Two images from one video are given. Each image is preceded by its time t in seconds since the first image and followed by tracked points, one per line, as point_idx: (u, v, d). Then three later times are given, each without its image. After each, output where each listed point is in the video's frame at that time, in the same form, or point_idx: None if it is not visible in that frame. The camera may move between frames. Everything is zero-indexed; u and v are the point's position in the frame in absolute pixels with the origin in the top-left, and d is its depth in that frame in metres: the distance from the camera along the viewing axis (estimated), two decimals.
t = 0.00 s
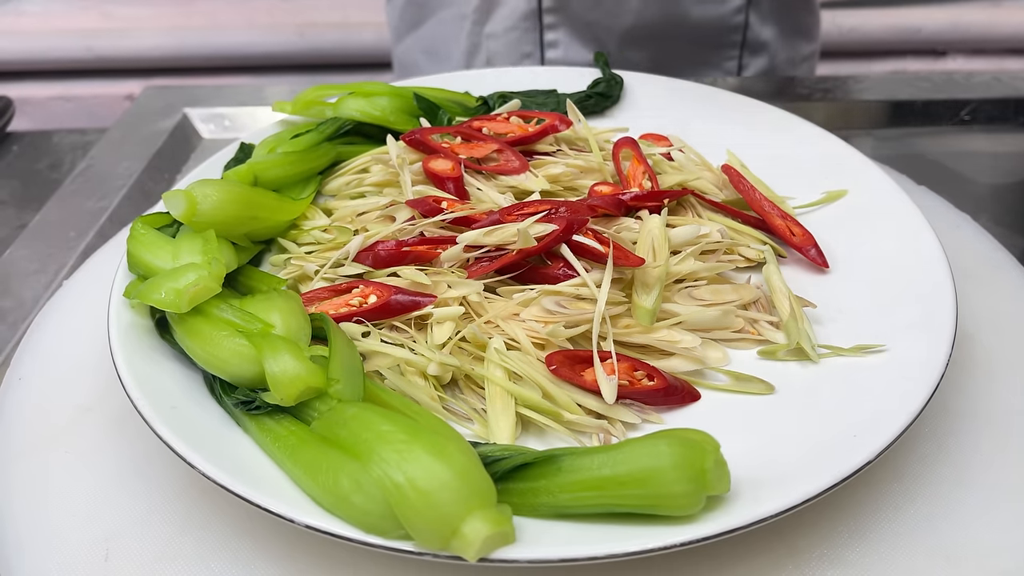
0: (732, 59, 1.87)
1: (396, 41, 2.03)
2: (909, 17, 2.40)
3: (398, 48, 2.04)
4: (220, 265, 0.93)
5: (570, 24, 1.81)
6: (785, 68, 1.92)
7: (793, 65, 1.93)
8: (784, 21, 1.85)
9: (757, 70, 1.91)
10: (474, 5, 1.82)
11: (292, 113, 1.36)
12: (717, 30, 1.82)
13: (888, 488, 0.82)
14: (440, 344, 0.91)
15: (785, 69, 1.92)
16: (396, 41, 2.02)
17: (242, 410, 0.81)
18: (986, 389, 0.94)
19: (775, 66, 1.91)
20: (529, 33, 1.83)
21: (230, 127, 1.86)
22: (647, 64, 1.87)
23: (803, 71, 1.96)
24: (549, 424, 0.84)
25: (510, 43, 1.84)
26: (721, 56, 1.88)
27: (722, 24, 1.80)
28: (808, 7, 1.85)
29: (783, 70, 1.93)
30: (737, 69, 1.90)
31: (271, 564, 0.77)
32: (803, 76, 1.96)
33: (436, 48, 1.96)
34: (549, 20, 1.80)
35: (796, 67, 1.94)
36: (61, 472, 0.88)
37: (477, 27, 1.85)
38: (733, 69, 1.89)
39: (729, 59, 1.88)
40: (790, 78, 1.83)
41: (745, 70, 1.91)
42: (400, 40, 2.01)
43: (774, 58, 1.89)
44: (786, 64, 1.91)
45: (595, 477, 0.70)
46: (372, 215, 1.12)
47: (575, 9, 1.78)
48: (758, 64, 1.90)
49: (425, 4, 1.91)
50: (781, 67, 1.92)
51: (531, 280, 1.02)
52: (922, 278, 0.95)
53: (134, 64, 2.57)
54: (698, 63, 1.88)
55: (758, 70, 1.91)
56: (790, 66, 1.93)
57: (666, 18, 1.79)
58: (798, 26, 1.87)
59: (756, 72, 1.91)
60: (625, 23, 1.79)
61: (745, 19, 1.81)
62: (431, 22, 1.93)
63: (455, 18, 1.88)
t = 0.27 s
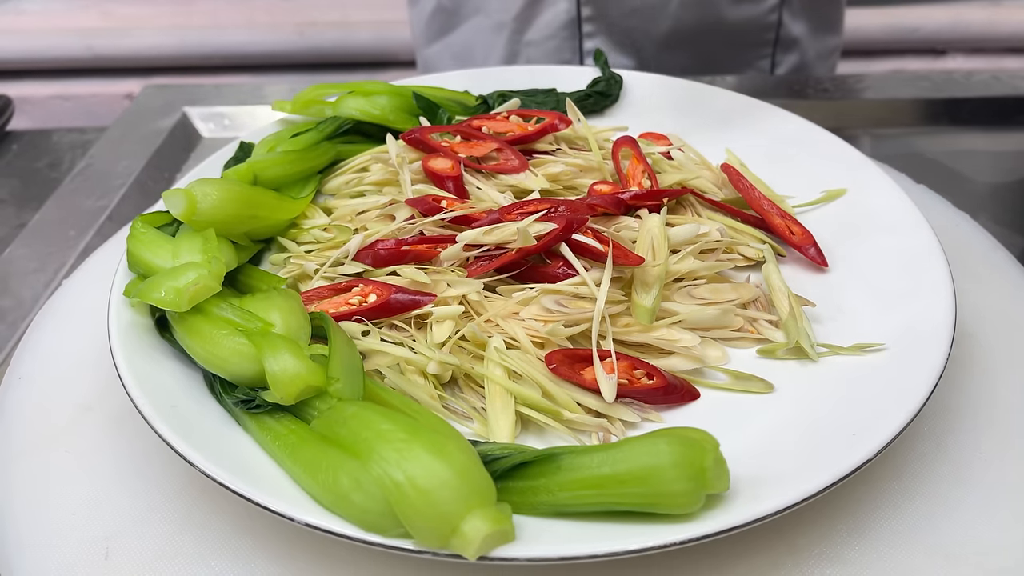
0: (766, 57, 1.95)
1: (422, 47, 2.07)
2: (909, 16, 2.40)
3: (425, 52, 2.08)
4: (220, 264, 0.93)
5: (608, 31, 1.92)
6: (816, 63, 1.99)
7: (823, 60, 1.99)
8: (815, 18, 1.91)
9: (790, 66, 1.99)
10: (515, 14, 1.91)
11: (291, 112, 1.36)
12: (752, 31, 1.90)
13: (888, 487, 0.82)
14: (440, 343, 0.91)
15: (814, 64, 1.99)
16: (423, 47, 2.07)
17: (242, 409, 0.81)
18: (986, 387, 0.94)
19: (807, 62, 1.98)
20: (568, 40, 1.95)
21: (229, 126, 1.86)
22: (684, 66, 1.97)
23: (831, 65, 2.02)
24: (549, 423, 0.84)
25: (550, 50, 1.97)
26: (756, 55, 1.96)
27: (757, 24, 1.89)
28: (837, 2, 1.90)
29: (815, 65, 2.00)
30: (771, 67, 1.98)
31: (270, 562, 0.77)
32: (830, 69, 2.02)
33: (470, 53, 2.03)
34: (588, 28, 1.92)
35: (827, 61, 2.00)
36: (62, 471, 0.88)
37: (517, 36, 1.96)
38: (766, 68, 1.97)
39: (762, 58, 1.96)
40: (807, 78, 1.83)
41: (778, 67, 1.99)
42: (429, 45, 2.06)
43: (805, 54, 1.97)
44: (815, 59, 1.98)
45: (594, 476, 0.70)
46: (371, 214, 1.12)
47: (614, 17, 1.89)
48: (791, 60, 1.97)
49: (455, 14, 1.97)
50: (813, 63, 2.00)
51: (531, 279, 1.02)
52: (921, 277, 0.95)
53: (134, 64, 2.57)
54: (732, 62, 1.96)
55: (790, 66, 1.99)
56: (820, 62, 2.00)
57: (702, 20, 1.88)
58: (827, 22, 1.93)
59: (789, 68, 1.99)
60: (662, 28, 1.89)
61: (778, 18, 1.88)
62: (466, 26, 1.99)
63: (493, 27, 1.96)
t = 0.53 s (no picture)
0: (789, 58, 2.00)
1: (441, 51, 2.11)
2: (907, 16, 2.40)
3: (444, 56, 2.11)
4: (218, 264, 0.93)
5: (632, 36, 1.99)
6: (839, 62, 2.03)
7: (846, 58, 2.03)
8: (836, 16, 1.96)
9: (813, 66, 2.03)
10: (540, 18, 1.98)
11: (290, 112, 1.36)
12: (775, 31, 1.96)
13: (885, 487, 0.83)
14: (438, 343, 0.92)
15: (837, 63, 2.03)
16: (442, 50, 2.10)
17: (240, 409, 0.81)
18: (984, 387, 0.94)
19: (831, 60, 2.02)
20: (591, 45, 2.02)
21: (228, 126, 1.86)
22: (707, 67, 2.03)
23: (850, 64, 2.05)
24: (546, 422, 0.84)
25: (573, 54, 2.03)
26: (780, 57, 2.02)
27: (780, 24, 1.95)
28: None
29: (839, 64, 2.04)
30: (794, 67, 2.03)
31: (269, 562, 0.77)
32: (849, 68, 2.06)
33: (492, 56, 2.07)
34: (614, 33, 1.98)
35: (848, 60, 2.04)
36: (60, 471, 0.88)
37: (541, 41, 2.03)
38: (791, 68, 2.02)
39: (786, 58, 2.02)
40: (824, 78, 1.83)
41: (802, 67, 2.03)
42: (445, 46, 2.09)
43: (828, 53, 2.01)
44: (839, 57, 2.02)
45: (592, 475, 0.70)
46: (370, 214, 1.12)
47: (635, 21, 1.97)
48: (814, 60, 2.02)
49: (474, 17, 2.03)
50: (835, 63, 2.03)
51: (529, 279, 1.02)
52: (918, 277, 0.96)
53: (132, 64, 2.57)
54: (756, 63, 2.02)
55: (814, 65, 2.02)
56: (841, 60, 2.04)
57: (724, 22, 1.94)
58: (848, 19, 1.97)
59: (812, 67, 2.03)
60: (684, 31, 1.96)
61: (801, 19, 1.94)
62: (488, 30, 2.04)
63: (517, 32, 2.03)
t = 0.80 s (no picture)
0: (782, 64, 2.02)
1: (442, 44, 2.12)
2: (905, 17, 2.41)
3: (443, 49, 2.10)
4: (217, 264, 0.93)
5: (619, 37, 2.03)
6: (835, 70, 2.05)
7: (842, 66, 2.05)
8: (832, 25, 1.98)
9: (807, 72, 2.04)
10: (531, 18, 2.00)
11: (288, 112, 1.37)
12: (766, 38, 1.97)
13: (883, 486, 0.83)
14: (437, 343, 0.92)
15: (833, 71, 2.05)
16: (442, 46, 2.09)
17: (239, 410, 0.81)
18: (982, 388, 0.94)
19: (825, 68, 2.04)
20: (581, 45, 2.04)
21: (227, 126, 1.86)
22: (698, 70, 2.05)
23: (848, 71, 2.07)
24: (545, 423, 0.84)
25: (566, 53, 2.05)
26: (771, 62, 2.03)
27: (772, 32, 1.96)
28: (857, 9, 1.96)
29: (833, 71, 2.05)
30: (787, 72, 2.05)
31: (267, 562, 0.77)
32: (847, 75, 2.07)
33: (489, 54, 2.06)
34: (601, 35, 2.02)
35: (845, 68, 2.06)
36: (59, 472, 0.88)
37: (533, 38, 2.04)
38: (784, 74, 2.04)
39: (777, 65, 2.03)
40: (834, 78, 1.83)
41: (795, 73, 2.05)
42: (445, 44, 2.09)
43: (822, 61, 2.02)
44: (834, 66, 2.04)
45: (591, 476, 0.70)
46: (369, 215, 1.12)
47: (625, 22, 1.99)
48: (807, 68, 2.03)
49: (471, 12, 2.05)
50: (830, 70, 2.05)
51: (528, 280, 1.02)
52: (916, 277, 0.96)
53: (131, 64, 2.57)
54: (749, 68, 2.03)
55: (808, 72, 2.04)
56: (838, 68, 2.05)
57: (715, 29, 1.95)
58: (845, 28, 1.99)
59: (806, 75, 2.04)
60: (675, 36, 1.98)
61: (794, 27, 1.95)
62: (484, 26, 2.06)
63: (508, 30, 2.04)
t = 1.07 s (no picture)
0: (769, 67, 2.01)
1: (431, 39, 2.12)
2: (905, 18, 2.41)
3: (436, 48, 2.10)
4: (216, 265, 0.93)
5: (604, 36, 2.00)
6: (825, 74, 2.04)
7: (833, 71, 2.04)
8: (822, 29, 1.97)
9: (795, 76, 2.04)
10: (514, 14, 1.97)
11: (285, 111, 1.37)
12: (752, 40, 1.97)
13: (882, 487, 0.83)
14: (435, 344, 0.92)
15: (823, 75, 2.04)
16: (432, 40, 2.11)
17: (238, 411, 0.81)
18: (980, 389, 0.94)
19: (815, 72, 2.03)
20: (564, 44, 2.01)
21: (226, 127, 1.86)
22: (684, 71, 2.04)
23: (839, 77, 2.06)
24: (544, 423, 0.84)
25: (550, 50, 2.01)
26: (757, 65, 2.02)
27: (757, 35, 1.96)
28: (848, 14, 1.95)
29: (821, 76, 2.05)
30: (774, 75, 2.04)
31: (266, 563, 0.77)
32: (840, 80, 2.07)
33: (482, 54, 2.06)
34: (584, 34, 2.00)
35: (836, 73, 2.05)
36: (57, 472, 0.88)
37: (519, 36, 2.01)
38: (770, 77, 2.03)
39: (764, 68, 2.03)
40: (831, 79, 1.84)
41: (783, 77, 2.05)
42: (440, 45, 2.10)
43: (811, 65, 2.02)
44: (824, 71, 2.03)
45: (590, 476, 0.70)
46: (367, 215, 1.13)
47: (609, 22, 1.97)
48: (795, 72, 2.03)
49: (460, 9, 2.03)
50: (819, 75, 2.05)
51: (526, 280, 1.02)
52: (914, 279, 0.96)
53: (130, 64, 2.56)
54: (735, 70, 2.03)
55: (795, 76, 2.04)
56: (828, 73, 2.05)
57: (700, 30, 1.95)
58: (836, 32, 1.98)
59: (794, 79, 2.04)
60: (659, 36, 1.97)
61: (780, 30, 1.95)
62: (470, 23, 2.04)
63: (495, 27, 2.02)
